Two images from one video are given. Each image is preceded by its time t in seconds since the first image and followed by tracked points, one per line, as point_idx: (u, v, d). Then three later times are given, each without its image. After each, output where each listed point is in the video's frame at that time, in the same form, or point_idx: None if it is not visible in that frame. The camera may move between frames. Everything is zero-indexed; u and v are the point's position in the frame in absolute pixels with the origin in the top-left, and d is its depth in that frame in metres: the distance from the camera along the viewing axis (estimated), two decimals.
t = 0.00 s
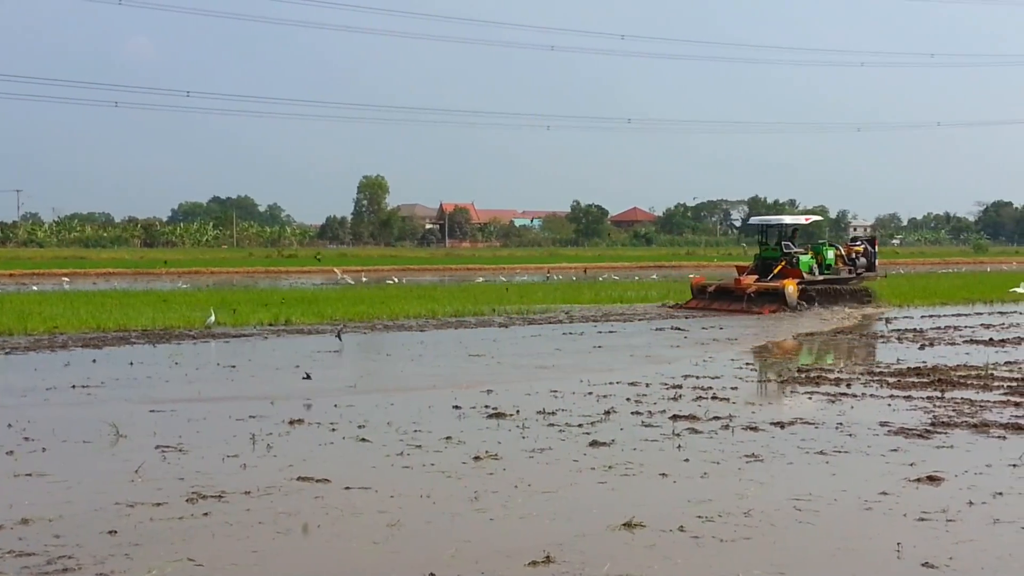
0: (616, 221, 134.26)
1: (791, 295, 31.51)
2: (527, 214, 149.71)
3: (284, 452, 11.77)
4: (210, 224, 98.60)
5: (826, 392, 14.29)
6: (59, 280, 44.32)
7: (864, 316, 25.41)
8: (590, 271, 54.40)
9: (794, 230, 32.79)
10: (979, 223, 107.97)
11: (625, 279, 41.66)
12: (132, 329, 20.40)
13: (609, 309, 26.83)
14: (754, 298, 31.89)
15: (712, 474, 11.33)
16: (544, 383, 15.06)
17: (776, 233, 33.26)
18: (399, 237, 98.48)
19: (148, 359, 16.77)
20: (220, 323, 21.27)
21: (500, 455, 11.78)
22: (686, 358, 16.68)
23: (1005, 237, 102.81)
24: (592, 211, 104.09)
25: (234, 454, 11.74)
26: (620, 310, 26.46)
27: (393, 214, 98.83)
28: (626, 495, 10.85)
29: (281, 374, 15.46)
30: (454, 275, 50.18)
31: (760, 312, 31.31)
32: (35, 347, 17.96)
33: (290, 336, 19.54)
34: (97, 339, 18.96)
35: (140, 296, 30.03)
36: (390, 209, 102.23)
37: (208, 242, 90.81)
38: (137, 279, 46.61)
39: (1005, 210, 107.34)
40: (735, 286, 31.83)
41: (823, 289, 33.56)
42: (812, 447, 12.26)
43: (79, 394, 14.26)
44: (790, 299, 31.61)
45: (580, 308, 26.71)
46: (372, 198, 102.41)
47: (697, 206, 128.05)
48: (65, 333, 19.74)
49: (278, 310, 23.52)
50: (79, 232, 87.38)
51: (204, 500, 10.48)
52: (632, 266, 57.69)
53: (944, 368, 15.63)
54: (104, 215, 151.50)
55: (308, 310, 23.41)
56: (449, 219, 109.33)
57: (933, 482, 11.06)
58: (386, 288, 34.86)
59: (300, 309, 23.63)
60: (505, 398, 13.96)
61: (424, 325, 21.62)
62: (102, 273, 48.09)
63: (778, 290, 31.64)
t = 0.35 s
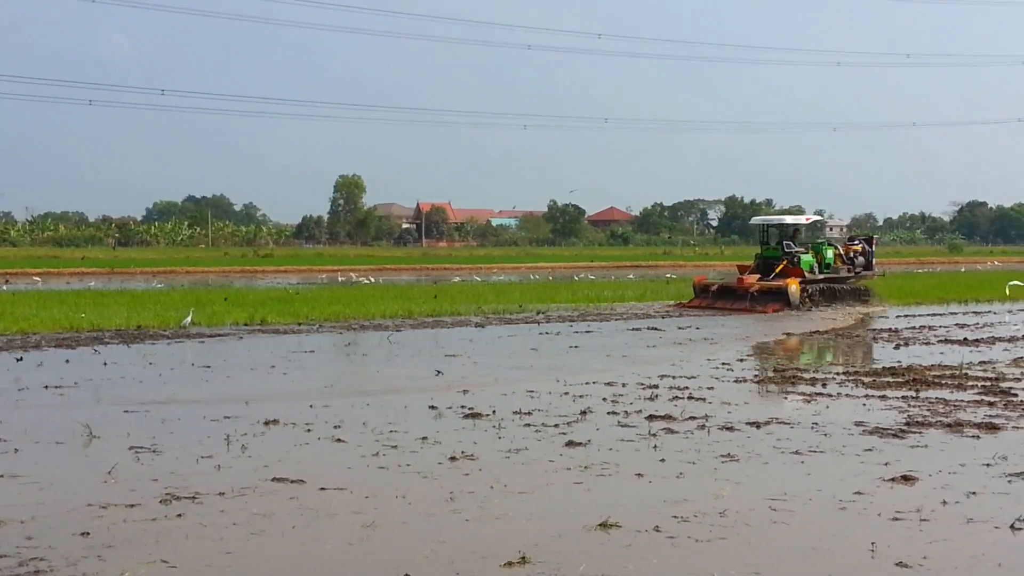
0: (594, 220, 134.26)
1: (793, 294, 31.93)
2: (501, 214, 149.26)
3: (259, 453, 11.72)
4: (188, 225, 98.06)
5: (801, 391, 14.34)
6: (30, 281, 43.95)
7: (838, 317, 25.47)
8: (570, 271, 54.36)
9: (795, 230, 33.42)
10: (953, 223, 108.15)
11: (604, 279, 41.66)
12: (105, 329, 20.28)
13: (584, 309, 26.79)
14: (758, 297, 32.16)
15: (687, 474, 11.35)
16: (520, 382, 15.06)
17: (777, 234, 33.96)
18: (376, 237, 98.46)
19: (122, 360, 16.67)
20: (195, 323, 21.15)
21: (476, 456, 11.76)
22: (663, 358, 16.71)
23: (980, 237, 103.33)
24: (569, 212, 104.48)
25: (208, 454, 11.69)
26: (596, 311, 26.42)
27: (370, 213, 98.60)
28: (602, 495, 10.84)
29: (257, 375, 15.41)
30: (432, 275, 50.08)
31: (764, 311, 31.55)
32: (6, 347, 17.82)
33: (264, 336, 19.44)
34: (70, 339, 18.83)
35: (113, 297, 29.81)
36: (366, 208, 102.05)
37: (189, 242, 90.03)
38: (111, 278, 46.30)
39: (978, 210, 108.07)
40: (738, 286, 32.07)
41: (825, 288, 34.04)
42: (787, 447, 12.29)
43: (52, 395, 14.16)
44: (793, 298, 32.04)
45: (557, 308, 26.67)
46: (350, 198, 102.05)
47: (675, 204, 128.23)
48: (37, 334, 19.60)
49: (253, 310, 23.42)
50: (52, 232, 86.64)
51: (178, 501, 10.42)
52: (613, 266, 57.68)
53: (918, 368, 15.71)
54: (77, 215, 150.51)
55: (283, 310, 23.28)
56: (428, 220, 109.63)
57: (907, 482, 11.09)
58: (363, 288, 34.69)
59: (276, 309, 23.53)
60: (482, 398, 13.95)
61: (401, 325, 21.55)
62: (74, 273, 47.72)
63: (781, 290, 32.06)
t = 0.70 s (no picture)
0: (576, 220, 134.30)
1: (799, 294, 32.20)
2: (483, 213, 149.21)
3: (240, 453, 11.66)
4: (169, 224, 97.52)
5: (784, 391, 14.36)
6: (7, 280, 43.59)
7: (819, 316, 25.56)
8: (554, 271, 54.24)
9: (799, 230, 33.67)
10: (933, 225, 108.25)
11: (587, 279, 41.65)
12: (85, 328, 20.14)
13: (566, 309, 26.71)
14: (764, 296, 32.47)
15: (670, 474, 11.35)
16: (503, 382, 15.03)
17: (782, 234, 34.08)
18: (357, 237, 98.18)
19: (102, 359, 16.56)
20: (175, 322, 21.02)
21: (458, 456, 11.73)
22: (647, 358, 16.71)
23: (960, 238, 103.64)
24: (550, 212, 104.50)
25: (188, 454, 11.62)
26: (578, 311, 26.36)
27: (351, 212, 98.33)
28: (584, 495, 10.83)
29: (240, 374, 15.33)
30: (414, 275, 49.94)
31: (771, 310, 31.87)
32: None
33: (244, 335, 19.32)
34: (49, 338, 18.70)
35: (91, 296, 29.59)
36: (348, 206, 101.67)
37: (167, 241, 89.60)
38: (90, 277, 45.99)
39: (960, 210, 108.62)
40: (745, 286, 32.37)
41: (828, 287, 34.41)
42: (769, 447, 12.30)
43: (32, 394, 14.06)
44: (798, 298, 32.29)
45: (539, 308, 26.59)
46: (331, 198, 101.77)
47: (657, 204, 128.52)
48: (15, 333, 19.44)
49: (234, 309, 23.29)
50: (30, 230, 86.00)
51: (158, 501, 10.35)
52: (597, 266, 57.61)
53: (900, 368, 15.75)
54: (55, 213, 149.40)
55: (264, 310, 23.13)
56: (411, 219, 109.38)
57: (889, 482, 11.12)
58: (344, 288, 34.47)
59: (257, 309, 23.39)
60: (465, 398, 13.92)
61: (383, 325, 21.44)
62: (53, 272, 47.37)
63: (786, 289, 32.30)
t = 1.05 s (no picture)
0: (554, 220, 134.39)
1: (803, 292, 32.54)
2: (462, 212, 149.02)
3: (219, 454, 11.61)
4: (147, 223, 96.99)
5: (763, 391, 14.38)
6: None
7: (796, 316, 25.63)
8: (538, 271, 54.08)
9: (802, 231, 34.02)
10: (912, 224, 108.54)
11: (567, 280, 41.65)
12: (61, 328, 20.05)
13: (544, 310, 26.71)
14: (769, 294, 32.80)
15: (650, 474, 11.35)
16: (484, 381, 15.02)
17: (785, 234, 34.46)
18: (336, 237, 97.92)
19: (79, 359, 16.46)
20: (153, 322, 20.94)
21: (438, 456, 11.71)
22: (628, 358, 16.72)
23: (940, 238, 104.14)
24: (531, 212, 104.38)
25: (166, 455, 11.57)
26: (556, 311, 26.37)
27: (330, 211, 98.01)
28: (564, 495, 10.82)
29: (219, 374, 15.27)
30: (394, 274, 49.84)
31: (776, 308, 32.20)
32: None
33: (222, 335, 19.24)
34: (25, 338, 18.58)
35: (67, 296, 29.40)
36: (327, 207, 101.05)
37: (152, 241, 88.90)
38: (66, 277, 45.69)
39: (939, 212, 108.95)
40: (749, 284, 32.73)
41: (831, 286, 34.60)
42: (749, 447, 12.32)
43: (8, 395, 13.97)
44: (803, 296, 32.59)
45: (518, 308, 26.58)
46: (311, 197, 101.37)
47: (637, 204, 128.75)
48: None
49: (212, 309, 23.19)
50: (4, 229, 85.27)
51: (135, 502, 10.30)
52: (580, 266, 57.61)
53: (879, 368, 15.81)
54: (31, 212, 148.41)
55: (243, 310, 23.04)
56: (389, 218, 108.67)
57: (867, 481, 11.15)
58: (324, 288, 34.33)
59: (236, 309, 23.30)
60: (446, 399, 13.90)
61: (362, 325, 21.39)
62: (28, 272, 47.03)
63: (791, 288, 32.64)
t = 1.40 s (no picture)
0: (536, 219, 134.54)
1: (806, 290, 33.08)
2: (443, 212, 148.87)
3: (195, 454, 11.57)
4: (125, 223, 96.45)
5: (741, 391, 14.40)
6: None
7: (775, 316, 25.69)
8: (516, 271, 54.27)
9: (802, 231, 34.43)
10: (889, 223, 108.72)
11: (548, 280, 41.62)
12: (37, 328, 19.96)
13: (523, 310, 26.66)
14: (772, 293, 33.27)
15: (627, 473, 11.36)
16: (463, 381, 15.02)
17: (785, 234, 34.90)
18: (316, 237, 97.62)
19: (54, 359, 16.39)
20: (129, 322, 20.87)
21: (416, 456, 11.70)
22: (606, 358, 16.74)
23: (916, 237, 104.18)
24: (510, 212, 103.83)
25: (142, 455, 11.52)
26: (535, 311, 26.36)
27: (309, 211, 97.58)
28: (542, 495, 10.82)
29: (196, 375, 15.23)
30: (374, 275, 49.73)
31: (781, 306, 32.69)
32: None
33: (198, 336, 19.19)
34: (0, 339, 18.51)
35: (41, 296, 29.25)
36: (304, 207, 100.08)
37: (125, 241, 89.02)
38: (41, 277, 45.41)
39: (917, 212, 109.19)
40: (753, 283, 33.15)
41: (831, 284, 35.21)
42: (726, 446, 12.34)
43: None
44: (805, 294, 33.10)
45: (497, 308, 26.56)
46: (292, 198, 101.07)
47: (617, 204, 128.90)
48: None
49: (189, 309, 23.12)
50: None
51: (111, 503, 10.25)
52: (563, 266, 57.63)
53: (856, 368, 15.86)
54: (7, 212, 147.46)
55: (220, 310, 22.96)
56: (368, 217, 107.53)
57: (844, 480, 11.18)
58: (303, 288, 34.19)
59: (213, 309, 23.23)
60: (425, 399, 13.89)
61: (340, 325, 21.32)
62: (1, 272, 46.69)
63: (794, 286, 33.18)
